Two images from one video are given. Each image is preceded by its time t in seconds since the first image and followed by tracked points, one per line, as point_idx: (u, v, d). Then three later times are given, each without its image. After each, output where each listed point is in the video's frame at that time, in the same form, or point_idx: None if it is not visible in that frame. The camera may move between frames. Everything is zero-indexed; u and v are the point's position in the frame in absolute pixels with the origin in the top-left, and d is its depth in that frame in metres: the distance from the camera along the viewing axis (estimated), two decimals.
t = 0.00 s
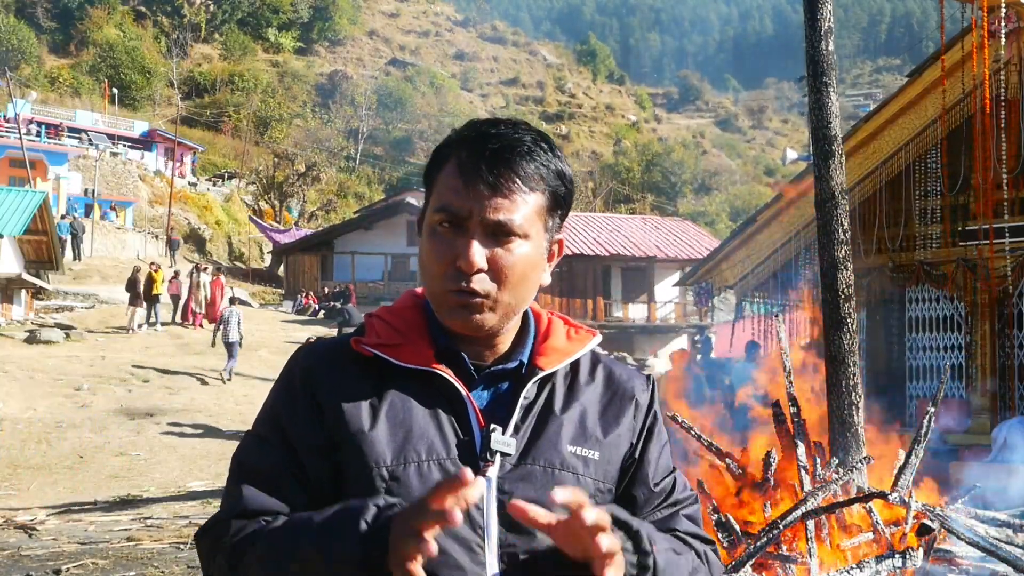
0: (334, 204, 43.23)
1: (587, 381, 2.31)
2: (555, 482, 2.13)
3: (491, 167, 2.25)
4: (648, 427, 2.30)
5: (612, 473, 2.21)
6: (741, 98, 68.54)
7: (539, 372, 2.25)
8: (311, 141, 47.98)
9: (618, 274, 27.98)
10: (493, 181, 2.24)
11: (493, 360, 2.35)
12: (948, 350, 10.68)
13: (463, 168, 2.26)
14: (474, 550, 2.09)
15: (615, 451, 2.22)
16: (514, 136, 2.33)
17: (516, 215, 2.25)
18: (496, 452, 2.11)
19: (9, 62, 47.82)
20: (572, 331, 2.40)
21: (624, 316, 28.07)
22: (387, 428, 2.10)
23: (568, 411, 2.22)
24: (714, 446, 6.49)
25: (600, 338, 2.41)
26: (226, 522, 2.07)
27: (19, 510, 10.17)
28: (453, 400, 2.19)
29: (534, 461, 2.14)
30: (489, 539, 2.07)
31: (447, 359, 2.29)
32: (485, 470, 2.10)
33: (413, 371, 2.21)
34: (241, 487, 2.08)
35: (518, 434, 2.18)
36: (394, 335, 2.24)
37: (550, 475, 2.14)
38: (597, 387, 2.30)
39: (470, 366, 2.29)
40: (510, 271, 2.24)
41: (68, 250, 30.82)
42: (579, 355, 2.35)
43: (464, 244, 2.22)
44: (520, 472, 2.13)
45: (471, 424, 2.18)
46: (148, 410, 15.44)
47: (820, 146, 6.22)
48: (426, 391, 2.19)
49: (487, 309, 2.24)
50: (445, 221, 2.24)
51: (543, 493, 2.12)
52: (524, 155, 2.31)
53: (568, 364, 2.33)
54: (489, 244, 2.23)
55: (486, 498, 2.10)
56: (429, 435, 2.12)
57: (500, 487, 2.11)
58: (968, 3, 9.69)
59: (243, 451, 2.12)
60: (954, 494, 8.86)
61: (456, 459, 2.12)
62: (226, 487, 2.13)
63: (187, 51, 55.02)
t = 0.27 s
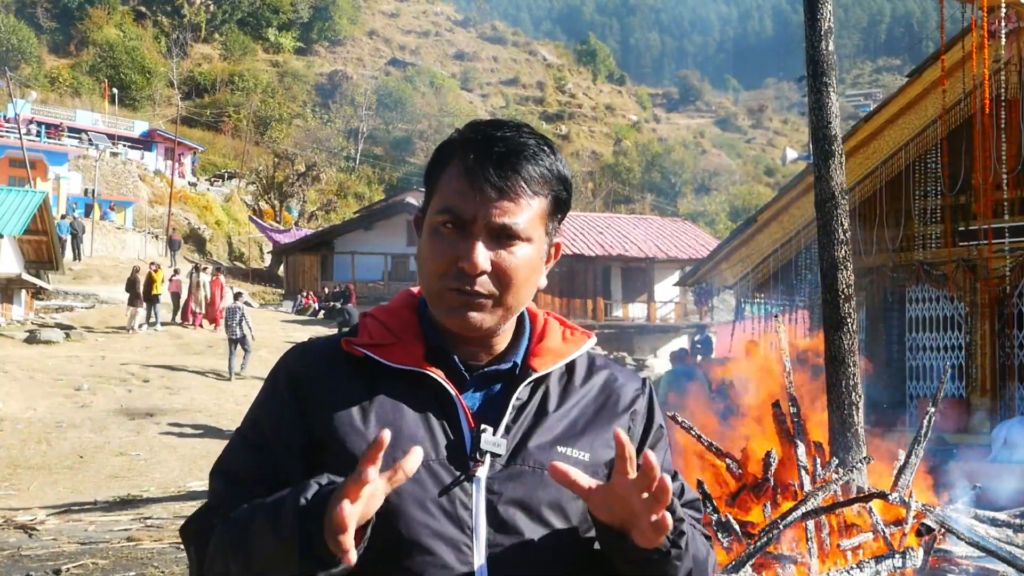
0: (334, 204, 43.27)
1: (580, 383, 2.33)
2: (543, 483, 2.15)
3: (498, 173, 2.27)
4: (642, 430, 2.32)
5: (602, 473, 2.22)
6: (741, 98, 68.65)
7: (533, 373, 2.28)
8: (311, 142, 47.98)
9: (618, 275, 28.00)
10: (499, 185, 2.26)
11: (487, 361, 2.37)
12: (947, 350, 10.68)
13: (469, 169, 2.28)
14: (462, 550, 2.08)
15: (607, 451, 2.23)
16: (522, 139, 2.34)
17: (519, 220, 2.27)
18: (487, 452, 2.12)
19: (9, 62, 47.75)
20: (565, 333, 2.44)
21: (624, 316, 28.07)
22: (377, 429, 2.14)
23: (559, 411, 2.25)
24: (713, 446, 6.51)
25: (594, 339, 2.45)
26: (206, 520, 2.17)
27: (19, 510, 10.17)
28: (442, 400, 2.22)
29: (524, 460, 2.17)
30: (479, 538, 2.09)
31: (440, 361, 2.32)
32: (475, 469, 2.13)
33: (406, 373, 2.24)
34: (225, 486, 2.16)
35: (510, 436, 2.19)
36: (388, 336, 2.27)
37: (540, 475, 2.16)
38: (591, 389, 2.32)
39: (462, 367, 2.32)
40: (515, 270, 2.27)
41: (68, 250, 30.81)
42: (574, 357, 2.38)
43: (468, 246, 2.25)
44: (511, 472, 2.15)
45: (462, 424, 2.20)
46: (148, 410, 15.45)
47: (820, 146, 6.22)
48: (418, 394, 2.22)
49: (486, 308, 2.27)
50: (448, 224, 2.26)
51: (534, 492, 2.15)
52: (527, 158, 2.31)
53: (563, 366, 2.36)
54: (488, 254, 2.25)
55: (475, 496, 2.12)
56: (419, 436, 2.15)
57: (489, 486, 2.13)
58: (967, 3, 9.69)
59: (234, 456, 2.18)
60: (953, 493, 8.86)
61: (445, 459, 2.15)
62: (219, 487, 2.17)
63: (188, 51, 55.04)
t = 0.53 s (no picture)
0: (334, 203, 43.30)
1: (571, 379, 2.34)
2: (531, 480, 2.16)
3: (513, 150, 2.35)
4: (632, 427, 2.33)
5: (591, 470, 2.23)
6: (741, 98, 68.71)
7: (522, 371, 2.29)
8: (311, 142, 47.96)
9: (618, 275, 28.01)
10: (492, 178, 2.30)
11: (476, 357, 2.38)
12: (947, 350, 10.66)
13: (464, 165, 2.31)
14: (450, 549, 2.09)
15: (595, 450, 2.24)
16: (511, 132, 2.37)
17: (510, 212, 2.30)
18: (474, 450, 2.13)
19: (9, 62, 47.72)
20: (555, 330, 2.45)
21: (624, 316, 28.05)
22: (366, 427, 2.14)
23: (548, 409, 2.26)
24: (713, 446, 6.50)
25: (584, 336, 2.46)
26: (203, 533, 2.18)
27: (19, 510, 10.16)
28: (430, 401, 2.23)
29: (512, 459, 2.17)
30: (467, 536, 2.10)
31: (430, 358, 2.33)
32: (463, 468, 2.13)
33: (394, 372, 2.25)
34: (220, 493, 2.18)
35: (498, 434, 2.20)
36: (376, 336, 2.29)
37: (528, 473, 2.16)
38: (582, 386, 2.34)
39: (451, 366, 2.34)
40: (515, 260, 2.30)
41: (68, 250, 30.81)
42: (563, 354, 2.39)
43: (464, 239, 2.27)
44: (499, 470, 2.16)
45: (450, 422, 2.20)
46: (148, 410, 15.45)
47: (820, 146, 6.22)
48: (406, 393, 2.23)
49: (481, 297, 2.28)
50: (460, 197, 2.30)
51: (521, 490, 2.15)
52: (511, 150, 2.35)
53: (552, 363, 2.37)
54: (500, 219, 2.29)
55: (463, 494, 2.12)
56: (408, 434, 2.16)
57: (477, 485, 2.14)
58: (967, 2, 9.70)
59: (229, 461, 2.20)
60: (954, 494, 8.87)
61: (433, 458, 2.15)
62: (212, 489, 2.18)
63: (187, 51, 55.04)
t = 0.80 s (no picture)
0: (334, 203, 43.28)
1: (567, 378, 2.35)
2: (527, 478, 2.15)
3: (512, 151, 2.35)
4: (628, 425, 2.33)
5: (587, 468, 2.23)
6: (741, 98, 68.72)
7: (517, 369, 2.29)
8: (311, 142, 48.00)
9: (618, 275, 27.99)
10: (488, 174, 2.30)
11: (472, 356, 2.39)
12: (948, 350, 10.63)
13: (460, 165, 2.32)
14: (446, 547, 2.09)
15: (592, 448, 2.24)
16: (502, 129, 2.38)
17: (503, 205, 2.31)
18: (470, 449, 2.13)
19: (9, 62, 47.67)
20: (550, 329, 2.45)
21: (624, 316, 27.96)
22: (363, 426, 2.15)
23: (544, 408, 2.25)
24: (713, 445, 6.49)
25: (579, 336, 2.46)
26: (203, 531, 2.17)
27: (19, 510, 10.16)
28: (427, 400, 2.22)
29: (508, 457, 2.17)
30: (462, 535, 2.11)
31: (426, 358, 2.34)
32: (458, 467, 2.13)
33: (391, 371, 2.25)
34: (218, 492, 2.18)
35: (493, 432, 2.20)
36: (373, 336, 2.29)
37: (524, 471, 2.16)
38: (578, 384, 2.34)
39: (448, 366, 2.34)
40: (508, 258, 2.29)
41: (68, 250, 30.82)
42: (558, 353, 2.40)
43: (459, 233, 2.28)
44: (495, 468, 2.15)
45: (447, 421, 2.20)
46: (148, 410, 15.45)
47: (820, 146, 6.22)
48: (404, 392, 2.23)
49: (476, 296, 2.28)
50: (463, 199, 2.30)
51: (517, 490, 2.15)
52: (506, 151, 2.36)
53: (547, 362, 2.38)
54: (504, 223, 2.30)
55: (459, 493, 2.12)
56: (405, 432, 2.16)
57: (473, 483, 2.14)
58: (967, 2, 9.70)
59: (226, 460, 2.20)
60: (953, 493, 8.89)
61: (429, 457, 2.15)
62: (213, 489, 2.18)
63: (187, 51, 55.02)
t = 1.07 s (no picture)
0: (334, 203, 43.26)
1: (565, 377, 2.35)
2: (525, 478, 2.15)
3: (507, 155, 2.35)
4: (626, 424, 2.33)
5: (585, 468, 2.23)
6: (741, 97, 68.75)
7: (514, 368, 2.29)
8: (311, 142, 48.02)
9: (618, 275, 27.97)
10: (483, 176, 2.30)
11: (471, 356, 2.39)
12: (948, 350, 10.62)
13: (452, 168, 2.32)
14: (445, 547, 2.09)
15: (589, 448, 2.24)
16: (494, 131, 2.38)
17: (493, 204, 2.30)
18: (468, 449, 2.13)
19: (9, 62, 47.64)
20: (548, 329, 2.45)
21: (624, 316, 27.95)
22: (362, 427, 2.15)
23: (543, 408, 2.25)
24: (712, 446, 6.49)
25: (577, 336, 2.46)
26: (206, 528, 2.16)
27: (19, 511, 10.16)
28: (428, 400, 2.23)
29: (506, 457, 2.17)
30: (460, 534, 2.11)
31: (425, 357, 2.34)
32: (456, 467, 2.13)
33: (391, 371, 2.25)
34: (218, 491, 2.18)
35: (492, 432, 2.20)
36: (374, 336, 2.29)
37: (523, 471, 2.16)
38: (575, 384, 2.34)
39: (447, 365, 2.34)
40: (500, 258, 2.28)
41: (68, 250, 30.81)
42: (556, 352, 2.40)
43: (451, 234, 2.27)
44: (493, 469, 2.15)
45: (446, 420, 2.21)
46: (148, 410, 15.44)
47: (820, 146, 6.21)
48: (403, 391, 2.23)
49: (473, 298, 2.28)
50: (461, 203, 2.29)
51: (516, 489, 2.15)
52: (498, 152, 2.35)
53: (545, 362, 2.38)
54: (501, 227, 2.29)
55: (458, 493, 2.12)
56: (404, 432, 2.16)
57: (473, 483, 2.14)
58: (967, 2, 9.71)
59: (226, 456, 2.19)
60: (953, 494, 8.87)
61: (430, 456, 2.15)
62: (214, 489, 2.19)
63: (187, 51, 54.98)
